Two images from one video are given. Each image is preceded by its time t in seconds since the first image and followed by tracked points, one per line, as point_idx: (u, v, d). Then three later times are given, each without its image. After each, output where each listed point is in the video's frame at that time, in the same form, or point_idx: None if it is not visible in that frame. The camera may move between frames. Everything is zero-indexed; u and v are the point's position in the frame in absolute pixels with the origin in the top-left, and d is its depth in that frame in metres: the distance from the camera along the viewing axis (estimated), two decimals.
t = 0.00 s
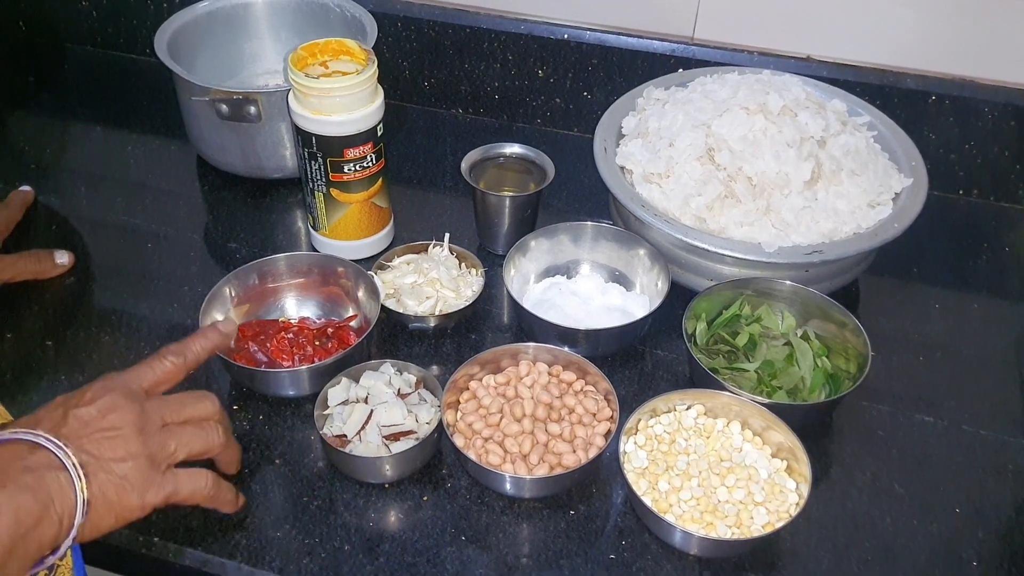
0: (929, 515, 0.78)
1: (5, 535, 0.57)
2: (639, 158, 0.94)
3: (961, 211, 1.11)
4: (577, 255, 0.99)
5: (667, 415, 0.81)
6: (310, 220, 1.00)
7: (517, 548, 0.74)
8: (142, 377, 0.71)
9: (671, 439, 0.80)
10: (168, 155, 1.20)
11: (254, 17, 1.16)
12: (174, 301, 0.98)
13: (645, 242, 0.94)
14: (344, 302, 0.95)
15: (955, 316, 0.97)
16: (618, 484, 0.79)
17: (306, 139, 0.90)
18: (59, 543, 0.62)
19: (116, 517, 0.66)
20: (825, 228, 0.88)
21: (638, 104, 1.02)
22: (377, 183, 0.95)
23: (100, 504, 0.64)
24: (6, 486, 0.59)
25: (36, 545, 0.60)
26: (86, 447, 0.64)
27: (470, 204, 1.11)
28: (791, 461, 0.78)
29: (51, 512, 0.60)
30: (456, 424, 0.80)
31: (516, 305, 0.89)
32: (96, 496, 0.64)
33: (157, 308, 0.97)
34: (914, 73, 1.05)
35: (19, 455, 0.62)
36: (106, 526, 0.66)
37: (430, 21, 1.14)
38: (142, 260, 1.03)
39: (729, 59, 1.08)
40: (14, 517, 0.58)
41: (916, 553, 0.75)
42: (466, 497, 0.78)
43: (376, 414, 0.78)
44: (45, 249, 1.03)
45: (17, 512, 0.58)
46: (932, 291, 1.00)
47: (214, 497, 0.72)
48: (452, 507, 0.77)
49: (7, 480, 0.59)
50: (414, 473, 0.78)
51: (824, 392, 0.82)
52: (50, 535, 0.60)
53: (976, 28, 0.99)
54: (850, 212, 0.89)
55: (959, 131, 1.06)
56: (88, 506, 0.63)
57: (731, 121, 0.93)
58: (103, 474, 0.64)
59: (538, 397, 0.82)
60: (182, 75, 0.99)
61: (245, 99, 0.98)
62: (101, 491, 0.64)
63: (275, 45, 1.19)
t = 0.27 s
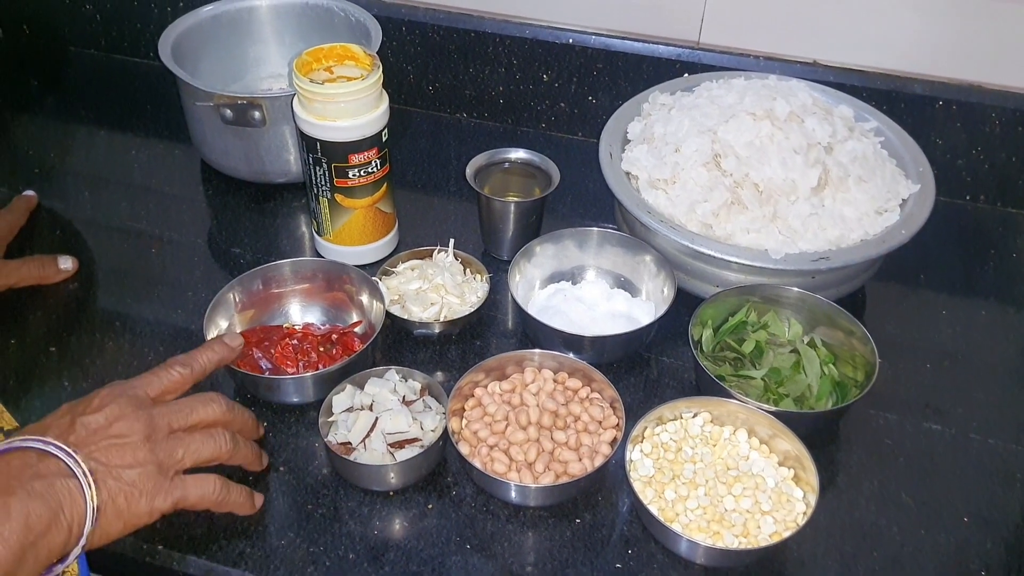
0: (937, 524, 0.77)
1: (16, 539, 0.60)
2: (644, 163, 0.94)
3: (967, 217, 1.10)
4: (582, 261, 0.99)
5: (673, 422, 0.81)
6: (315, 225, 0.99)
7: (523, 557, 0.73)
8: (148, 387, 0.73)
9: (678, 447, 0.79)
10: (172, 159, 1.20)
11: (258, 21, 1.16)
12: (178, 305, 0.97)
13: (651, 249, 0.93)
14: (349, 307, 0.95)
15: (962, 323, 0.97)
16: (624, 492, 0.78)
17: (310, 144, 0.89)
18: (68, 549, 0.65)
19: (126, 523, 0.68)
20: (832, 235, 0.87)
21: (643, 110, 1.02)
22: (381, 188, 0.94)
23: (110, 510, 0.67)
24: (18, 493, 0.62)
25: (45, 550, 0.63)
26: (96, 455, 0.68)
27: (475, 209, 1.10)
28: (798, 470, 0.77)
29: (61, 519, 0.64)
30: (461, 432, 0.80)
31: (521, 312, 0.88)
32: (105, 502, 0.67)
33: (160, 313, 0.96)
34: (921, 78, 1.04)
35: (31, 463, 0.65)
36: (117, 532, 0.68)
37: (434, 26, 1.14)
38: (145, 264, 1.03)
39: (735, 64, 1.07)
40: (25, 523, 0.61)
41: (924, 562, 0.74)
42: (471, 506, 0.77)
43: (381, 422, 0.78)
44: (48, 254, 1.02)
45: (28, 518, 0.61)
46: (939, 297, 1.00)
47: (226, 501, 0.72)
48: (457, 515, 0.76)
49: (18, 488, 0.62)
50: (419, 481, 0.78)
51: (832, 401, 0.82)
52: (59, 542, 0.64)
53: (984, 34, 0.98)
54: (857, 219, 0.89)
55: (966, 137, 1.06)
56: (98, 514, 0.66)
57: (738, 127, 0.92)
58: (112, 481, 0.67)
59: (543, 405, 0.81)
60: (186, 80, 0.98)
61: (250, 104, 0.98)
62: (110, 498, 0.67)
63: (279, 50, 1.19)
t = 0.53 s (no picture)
0: (941, 530, 0.77)
1: (20, 547, 0.60)
2: (647, 167, 0.94)
3: (971, 220, 1.10)
4: (585, 265, 0.99)
5: (676, 428, 0.80)
6: (316, 229, 0.99)
7: (524, 563, 0.73)
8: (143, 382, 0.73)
9: (680, 452, 0.79)
10: (173, 161, 1.20)
11: (260, 23, 1.16)
12: (180, 309, 0.97)
13: (653, 252, 0.93)
14: (347, 310, 0.95)
15: (966, 327, 0.96)
16: (626, 498, 0.78)
17: (312, 148, 0.89)
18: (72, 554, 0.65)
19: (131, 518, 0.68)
20: (835, 239, 0.87)
21: (646, 112, 1.01)
22: (383, 192, 0.94)
23: (114, 508, 0.67)
24: (20, 502, 0.62)
25: (50, 557, 0.63)
26: (95, 454, 0.68)
27: (477, 212, 1.10)
28: (801, 476, 0.77)
29: (64, 526, 0.63)
30: (462, 437, 0.80)
31: (523, 316, 0.88)
32: (109, 500, 0.66)
33: (161, 316, 0.96)
34: (925, 81, 1.04)
35: (29, 471, 0.65)
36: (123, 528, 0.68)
37: (436, 28, 1.14)
38: (147, 267, 1.02)
39: (738, 67, 1.07)
40: (29, 531, 0.61)
41: (928, 569, 0.74)
42: (473, 511, 0.77)
43: (382, 427, 0.78)
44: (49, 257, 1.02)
45: (32, 527, 0.61)
46: (943, 301, 0.99)
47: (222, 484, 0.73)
48: (459, 520, 0.76)
49: (20, 497, 0.62)
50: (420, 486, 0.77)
51: (835, 406, 0.81)
52: (63, 547, 0.63)
53: (988, 37, 0.98)
54: (861, 223, 0.88)
55: (970, 140, 1.05)
56: (102, 513, 0.66)
57: (741, 130, 0.92)
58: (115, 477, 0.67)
59: (545, 410, 0.81)
60: (188, 83, 0.98)
61: (251, 107, 0.98)
62: (112, 495, 0.67)
63: (281, 52, 1.19)
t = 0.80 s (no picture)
0: (945, 532, 0.76)
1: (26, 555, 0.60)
2: (649, 168, 0.94)
3: (975, 222, 1.09)
4: (587, 266, 0.99)
5: (679, 429, 0.80)
6: (318, 230, 0.99)
7: (527, 565, 0.73)
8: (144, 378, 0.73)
9: (683, 454, 0.79)
10: (176, 162, 1.20)
11: (263, 24, 1.16)
12: (182, 309, 0.97)
13: (656, 254, 0.93)
14: (333, 311, 0.95)
15: (970, 329, 0.96)
16: (628, 499, 0.78)
17: (315, 149, 0.89)
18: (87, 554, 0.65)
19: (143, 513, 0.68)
20: (839, 241, 0.87)
21: (649, 113, 1.01)
22: (386, 193, 0.94)
23: (121, 505, 0.66)
24: (20, 510, 0.62)
25: (60, 561, 0.63)
26: (97, 453, 0.67)
27: (479, 213, 1.10)
28: (805, 478, 0.76)
29: (71, 528, 0.63)
30: (465, 439, 0.79)
31: (525, 317, 0.88)
32: (115, 497, 0.66)
33: (164, 317, 0.96)
34: (928, 82, 1.04)
35: (27, 481, 0.64)
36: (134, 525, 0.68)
37: (439, 29, 1.14)
38: (150, 268, 1.03)
39: (740, 68, 1.07)
40: (36, 537, 0.61)
41: (932, 571, 0.73)
42: (475, 512, 0.77)
43: (384, 429, 0.78)
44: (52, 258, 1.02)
45: (38, 532, 0.61)
46: (946, 303, 0.99)
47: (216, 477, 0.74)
48: (461, 522, 0.76)
49: (23, 504, 0.62)
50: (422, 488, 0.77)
51: (838, 408, 0.81)
52: (73, 551, 0.64)
53: (992, 38, 0.98)
54: (864, 224, 0.88)
55: (974, 141, 1.05)
56: (109, 513, 0.66)
57: (744, 131, 0.92)
58: (121, 474, 0.67)
59: (548, 412, 0.81)
60: (190, 84, 0.98)
61: (254, 108, 0.98)
62: (117, 492, 0.66)
63: (284, 53, 1.19)
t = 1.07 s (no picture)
0: (948, 532, 0.76)
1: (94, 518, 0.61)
2: (653, 168, 0.94)
3: (978, 222, 1.09)
4: (590, 266, 0.99)
5: (682, 429, 0.80)
6: (321, 229, 0.99)
7: (530, 564, 0.73)
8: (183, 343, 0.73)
9: (686, 454, 0.79)
10: (179, 162, 1.20)
11: (267, 24, 1.16)
12: (186, 309, 0.97)
13: (659, 253, 0.93)
14: (339, 307, 0.95)
15: (973, 329, 0.96)
16: (631, 499, 0.78)
17: (318, 149, 0.89)
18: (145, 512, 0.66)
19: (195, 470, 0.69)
20: (842, 241, 0.87)
21: (652, 113, 1.01)
22: (389, 192, 0.94)
23: (177, 466, 0.68)
24: (82, 473, 0.62)
25: (121, 522, 0.63)
26: (151, 419, 0.67)
27: (482, 213, 1.10)
28: (808, 477, 0.76)
29: (134, 488, 0.64)
30: (468, 438, 0.79)
31: (528, 317, 0.88)
32: (171, 460, 0.67)
33: (168, 316, 0.96)
34: (931, 83, 1.04)
35: (81, 447, 0.64)
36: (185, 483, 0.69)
37: (442, 29, 1.14)
38: (154, 267, 1.03)
39: (743, 68, 1.07)
40: (101, 497, 0.61)
41: (935, 571, 0.73)
42: (478, 512, 0.77)
43: (388, 428, 0.78)
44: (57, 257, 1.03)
45: (103, 492, 0.61)
46: (949, 303, 0.99)
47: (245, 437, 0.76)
48: (464, 521, 0.76)
49: (84, 466, 0.62)
50: (426, 487, 0.77)
51: (841, 408, 0.81)
52: (131, 513, 0.64)
53: (995, 38, 0.98)
54: (867, 224, 0.88)
55: (977, 141, 1.05)
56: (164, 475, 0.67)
57: (747, 131, 0.92)
58: (176, 438, 0.68)
59: (551, 411, 0.81)
60: (194, 84, 0.98)
61: (257, 108, 0.98)
62: (172, 455, 0.68)
63: (288, 53, 1.19)
